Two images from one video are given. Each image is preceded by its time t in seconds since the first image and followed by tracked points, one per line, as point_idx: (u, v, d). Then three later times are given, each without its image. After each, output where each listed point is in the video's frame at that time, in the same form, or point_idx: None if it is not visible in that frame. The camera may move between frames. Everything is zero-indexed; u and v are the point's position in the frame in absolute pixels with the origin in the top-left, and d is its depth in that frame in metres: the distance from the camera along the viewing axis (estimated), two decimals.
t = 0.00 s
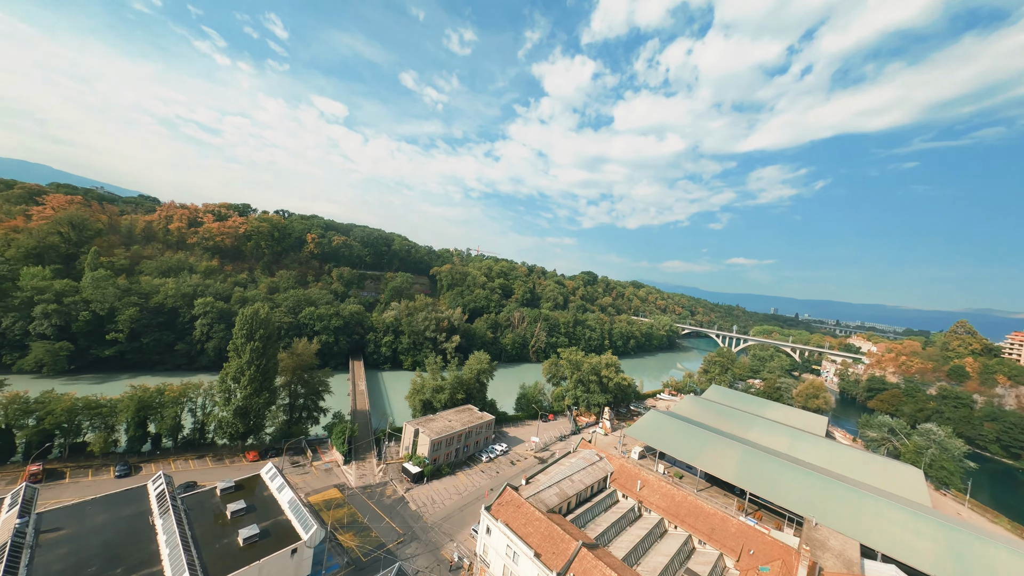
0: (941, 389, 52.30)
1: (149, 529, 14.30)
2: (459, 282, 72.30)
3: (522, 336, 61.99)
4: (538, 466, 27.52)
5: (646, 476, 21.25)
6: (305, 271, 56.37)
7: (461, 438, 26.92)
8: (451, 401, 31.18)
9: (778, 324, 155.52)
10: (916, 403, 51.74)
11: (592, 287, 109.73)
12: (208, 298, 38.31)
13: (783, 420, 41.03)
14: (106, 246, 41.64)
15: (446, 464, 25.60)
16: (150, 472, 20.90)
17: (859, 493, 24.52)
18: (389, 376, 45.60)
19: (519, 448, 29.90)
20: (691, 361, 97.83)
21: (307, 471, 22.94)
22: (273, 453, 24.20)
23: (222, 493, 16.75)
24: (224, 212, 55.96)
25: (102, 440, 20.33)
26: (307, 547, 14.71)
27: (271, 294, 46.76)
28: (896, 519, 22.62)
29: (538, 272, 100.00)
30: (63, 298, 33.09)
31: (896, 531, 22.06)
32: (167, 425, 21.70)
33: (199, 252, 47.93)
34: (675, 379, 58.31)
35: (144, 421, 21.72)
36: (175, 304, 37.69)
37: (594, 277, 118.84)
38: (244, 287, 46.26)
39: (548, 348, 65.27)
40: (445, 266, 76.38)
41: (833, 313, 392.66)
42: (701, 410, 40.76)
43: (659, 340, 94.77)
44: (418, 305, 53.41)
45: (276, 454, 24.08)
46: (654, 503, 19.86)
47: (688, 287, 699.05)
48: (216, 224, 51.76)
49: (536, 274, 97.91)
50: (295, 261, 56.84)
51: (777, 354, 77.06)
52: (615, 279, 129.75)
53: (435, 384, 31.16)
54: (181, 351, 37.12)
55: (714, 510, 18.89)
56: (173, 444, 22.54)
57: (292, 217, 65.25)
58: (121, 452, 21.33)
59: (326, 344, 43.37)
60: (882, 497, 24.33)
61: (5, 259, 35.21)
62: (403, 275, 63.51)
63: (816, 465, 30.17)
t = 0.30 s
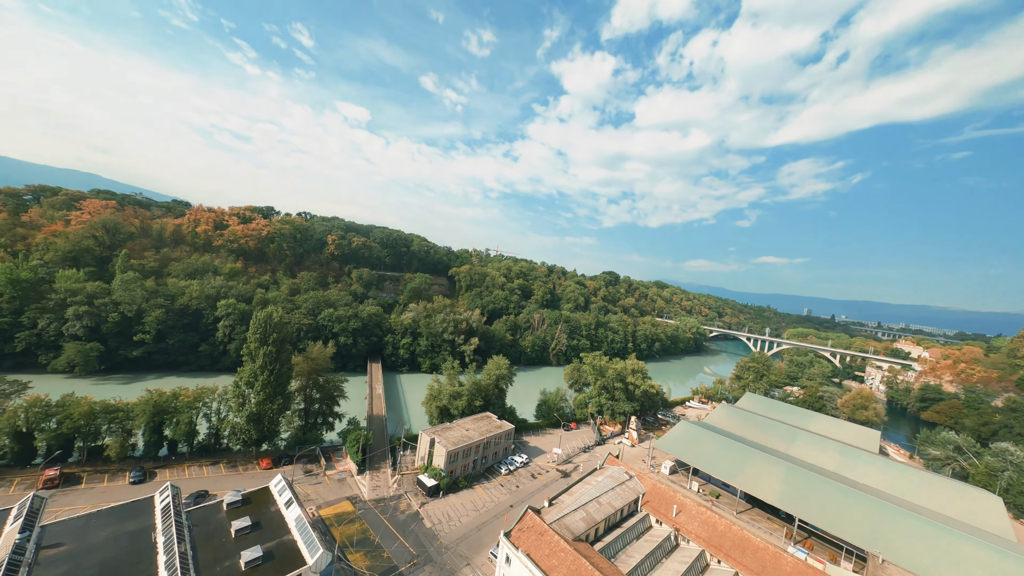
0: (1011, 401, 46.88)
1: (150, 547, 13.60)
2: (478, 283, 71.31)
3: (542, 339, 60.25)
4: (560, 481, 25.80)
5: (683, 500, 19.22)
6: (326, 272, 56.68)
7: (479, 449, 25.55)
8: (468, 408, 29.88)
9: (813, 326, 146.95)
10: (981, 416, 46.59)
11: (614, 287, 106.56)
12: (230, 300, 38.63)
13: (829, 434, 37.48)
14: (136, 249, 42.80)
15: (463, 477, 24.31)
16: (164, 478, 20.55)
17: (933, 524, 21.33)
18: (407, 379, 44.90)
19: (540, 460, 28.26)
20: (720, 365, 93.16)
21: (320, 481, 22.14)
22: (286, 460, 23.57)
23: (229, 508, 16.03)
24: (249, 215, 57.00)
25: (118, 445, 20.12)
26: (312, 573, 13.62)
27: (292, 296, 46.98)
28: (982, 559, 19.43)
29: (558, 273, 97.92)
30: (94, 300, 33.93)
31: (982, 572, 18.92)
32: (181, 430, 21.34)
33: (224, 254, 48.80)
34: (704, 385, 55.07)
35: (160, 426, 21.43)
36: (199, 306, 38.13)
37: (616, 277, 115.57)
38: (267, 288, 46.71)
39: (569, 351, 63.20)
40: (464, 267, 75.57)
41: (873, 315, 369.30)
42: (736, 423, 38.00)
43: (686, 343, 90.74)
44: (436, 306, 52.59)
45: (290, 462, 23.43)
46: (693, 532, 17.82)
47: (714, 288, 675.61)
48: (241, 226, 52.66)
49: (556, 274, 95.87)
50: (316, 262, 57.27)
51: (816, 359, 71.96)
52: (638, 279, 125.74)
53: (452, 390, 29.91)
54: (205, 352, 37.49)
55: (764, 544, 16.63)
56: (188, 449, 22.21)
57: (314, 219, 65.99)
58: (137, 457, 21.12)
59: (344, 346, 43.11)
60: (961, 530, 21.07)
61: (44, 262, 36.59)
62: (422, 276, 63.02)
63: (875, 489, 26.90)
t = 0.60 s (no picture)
0: None
1: (149, 565, 12.87)
2: (498, 284, 70.07)
3: (563, 341, 58.27)
4: (584, 498, 23.99)
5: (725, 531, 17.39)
6: (346, 273, 56.86)
7: (498, 462, 24.12)
8: (487, 416, 28.48)
9: (854, 329, 137.60)
10: None
11: (638, 288, 102.92)
12: (252, 301, 38.89)
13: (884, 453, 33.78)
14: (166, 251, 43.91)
15: (480, 491, 22.93)
16: (177, 484, 20.13)
17: None
18: (425, 382, 44.09)
19: (562, 473, 26.54)
20: (752, 370, 88.08)
21: (332, 492, 21.31)
22: (299, 467, 22.90)
23: (233, 524, 15.30)
24: (273, 217, 57.97)
25: (132, 450, 19.87)
26: None
27: (313, 296, 47.12)
28: None
29: (579, 273, 95.42)
30: (124, 301, 34.77)
31: None
32: (194, 435, 20.88)
33: (248, 256, 49.59)
34: (737, 393, 51.62)
35: (174, 430, 21.10)
36: (222, 306, 38.52)
37: (640, 278, 111.75)
38: (288, 289, 47.05)
39: (591, 355, 60.90)
40: (483, 267, 74.48)
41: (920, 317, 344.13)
42: (775, 436, 35.06)
43: (715, 346, 86.28)
44: (455, 308, 51.62)
45: (302, 470, 22.74)
46: (739, 568, 15.87)
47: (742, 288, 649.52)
48: (265, 228, 53.49)
49: (578, 274, 93.40)
50: (336, 263, 57.57)
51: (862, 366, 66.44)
52: (663, 279, 121.18)
53: (470, 396, 28.57)
54: (228, 352, 37.81)
55: None
56: (203, 454, 21.81)
57: (336, 220, 66.61)
58: (153, 461, 20.86)
59: (362, 348, 42.76)
60: None
61: (80, 264, 37.94)
62: (441, 277, 62.35)
63: (947, 520, 23.58)
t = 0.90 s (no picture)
0: None
1: None
2: (516, 284, 68.57)
3: (584, 344, 56.11)
4: (608, 519, 22.06)
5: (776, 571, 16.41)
6: (364, 273, 56.71)
7: (515, 476, 22.57)
8: (504, 425, 26.95)
9: (899, 333, 128.14)
10: None
11: (662, 288, 98.98)
12: (271, 301, 38.91)
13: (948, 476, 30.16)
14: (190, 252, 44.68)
15: (496, 507, 21.44)
16: (185, 492, 19.53)
17: None
18: (441, 385, 43.07)
19: (584, 489, 24.70)
20: (787, 377, 82.84)
21: (341, 504, 20.30)
22: (309, 476, 22.04)
23: (232, 541, 14.54)
24: (294, 218, 58.57)
25: (142, 454, 19.43)
26: None
27: (330, 297, 46.97)
28: None
29: (600, 273, 92.65)
30: (148, 301, 35.28)
31: None
32: (203, 441, 20.25)
33: (269, 256, 50.04)
34: (772, 403, 48.12)
35: (184, 435, 20.56)
36: (242, 307, 38.66)
37: (663, 278, 107.68)
38: (307, 290, 47.13)
39: (613, 358, 58.41)
40: (501, 267, 73.14)
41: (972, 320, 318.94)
42: (819, 451, 31.99)
43: (745, 350, 81.70)
44: (472, 309, 50.45)
45: (312, 478, 21.90)
46: None
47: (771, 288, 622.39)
48: (285, 229, 54.03)
49: (598, 274, 90.68)
50: (355, 263, 57.55)
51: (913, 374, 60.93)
52: (688, 279, 116.35)
53: (486, 404, 27.12)
54: (246, 353, 37.89)
55: None
56: (213, 460, 21.22)
57: (355, 220, 66.84)
58: (163, 466, 20.40)
59: (378, 349, 42.16)
60: None
61: (109, 265, 38.97)
62: (459, 277, 61.37)
63: None
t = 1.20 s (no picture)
0: None
1: None
2: (532, 284, 66.90)
3: (603, 347, 53.89)
4: (632, 543, 20.13)
5: None
6: (378, 273, 56.24)
7: (530, 492, 20.92)
8: (518, 434, 25.33)
9: (945, 338, 119.27)
10: None
11: (684, 289, 95.08)
12: (284, 301, 38.63)
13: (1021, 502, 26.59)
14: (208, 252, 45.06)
15: (509, 526, 19.86)
16: (186, 500, 18.79)
17: None
18: (455, 388, 41.88)
19: (605, 508, 22.82)
20: (820, 383, 77.97)
21: (345, 518, 19.16)
22: (313, 486, 21.03)
23: (224, 564, 13.53)
24: (310, 218, 58.75)
25: (144, 461, 18.81)
26: None
27: (344, 297, 46.54)
28: None
29: (619, 272, 89.80)
30: (165, 301, 35.47)
31: None
32: (205, 448, 19.43)
33: (285, 256, 50.13)
34: (808, 413, 44.74)
35: (187, 441, 19.84)
36: (256, 307, 38.52)
37: (686, 278, 103.65)
38: (321, 290, 46.89)
39: (634, 362, 55.93)
40: (517, 267, 71.57)
41: None
42: (865, 468, 29.09)
43: (775, 355, 77.30)
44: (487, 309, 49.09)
45: (316, 488, 20.88)
46: None
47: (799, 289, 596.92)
48: (301, 229, 54.16)
49: (618, 274, 87.87)
50: (369, 263, 57.24)
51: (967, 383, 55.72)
52: (712, 279, 111.74)
53: (500, 411, 25.54)
54: (260, 353, 37.66)
55: None
56: (216, 466, 20.47)
57: (370, 220, 66.69)
58: (167, 472, 19.78)
59: (391, 351, 41.35)
60: None
61: (130, 265, 39.60)
62: (473, 277, 60.15)
63: None
